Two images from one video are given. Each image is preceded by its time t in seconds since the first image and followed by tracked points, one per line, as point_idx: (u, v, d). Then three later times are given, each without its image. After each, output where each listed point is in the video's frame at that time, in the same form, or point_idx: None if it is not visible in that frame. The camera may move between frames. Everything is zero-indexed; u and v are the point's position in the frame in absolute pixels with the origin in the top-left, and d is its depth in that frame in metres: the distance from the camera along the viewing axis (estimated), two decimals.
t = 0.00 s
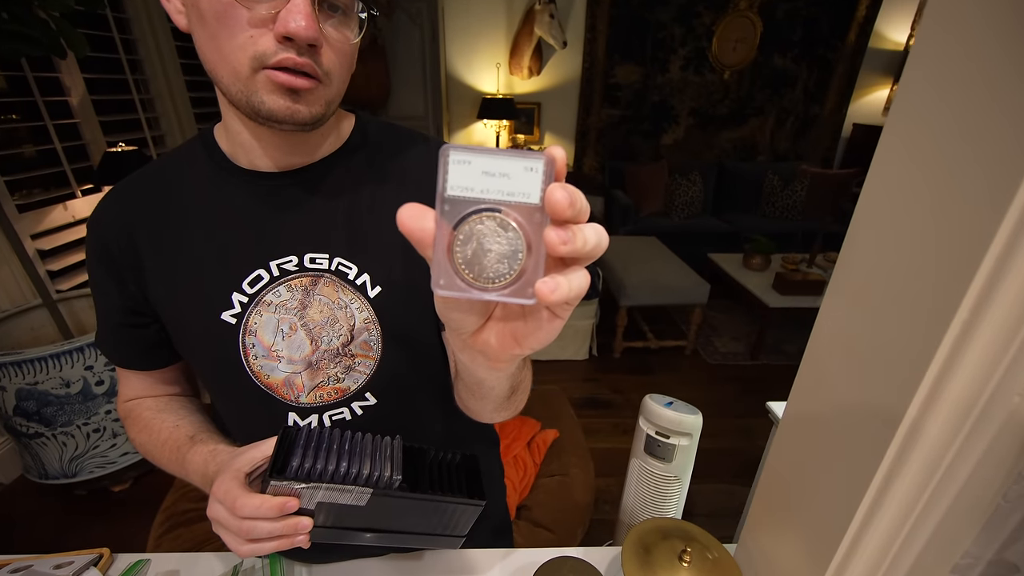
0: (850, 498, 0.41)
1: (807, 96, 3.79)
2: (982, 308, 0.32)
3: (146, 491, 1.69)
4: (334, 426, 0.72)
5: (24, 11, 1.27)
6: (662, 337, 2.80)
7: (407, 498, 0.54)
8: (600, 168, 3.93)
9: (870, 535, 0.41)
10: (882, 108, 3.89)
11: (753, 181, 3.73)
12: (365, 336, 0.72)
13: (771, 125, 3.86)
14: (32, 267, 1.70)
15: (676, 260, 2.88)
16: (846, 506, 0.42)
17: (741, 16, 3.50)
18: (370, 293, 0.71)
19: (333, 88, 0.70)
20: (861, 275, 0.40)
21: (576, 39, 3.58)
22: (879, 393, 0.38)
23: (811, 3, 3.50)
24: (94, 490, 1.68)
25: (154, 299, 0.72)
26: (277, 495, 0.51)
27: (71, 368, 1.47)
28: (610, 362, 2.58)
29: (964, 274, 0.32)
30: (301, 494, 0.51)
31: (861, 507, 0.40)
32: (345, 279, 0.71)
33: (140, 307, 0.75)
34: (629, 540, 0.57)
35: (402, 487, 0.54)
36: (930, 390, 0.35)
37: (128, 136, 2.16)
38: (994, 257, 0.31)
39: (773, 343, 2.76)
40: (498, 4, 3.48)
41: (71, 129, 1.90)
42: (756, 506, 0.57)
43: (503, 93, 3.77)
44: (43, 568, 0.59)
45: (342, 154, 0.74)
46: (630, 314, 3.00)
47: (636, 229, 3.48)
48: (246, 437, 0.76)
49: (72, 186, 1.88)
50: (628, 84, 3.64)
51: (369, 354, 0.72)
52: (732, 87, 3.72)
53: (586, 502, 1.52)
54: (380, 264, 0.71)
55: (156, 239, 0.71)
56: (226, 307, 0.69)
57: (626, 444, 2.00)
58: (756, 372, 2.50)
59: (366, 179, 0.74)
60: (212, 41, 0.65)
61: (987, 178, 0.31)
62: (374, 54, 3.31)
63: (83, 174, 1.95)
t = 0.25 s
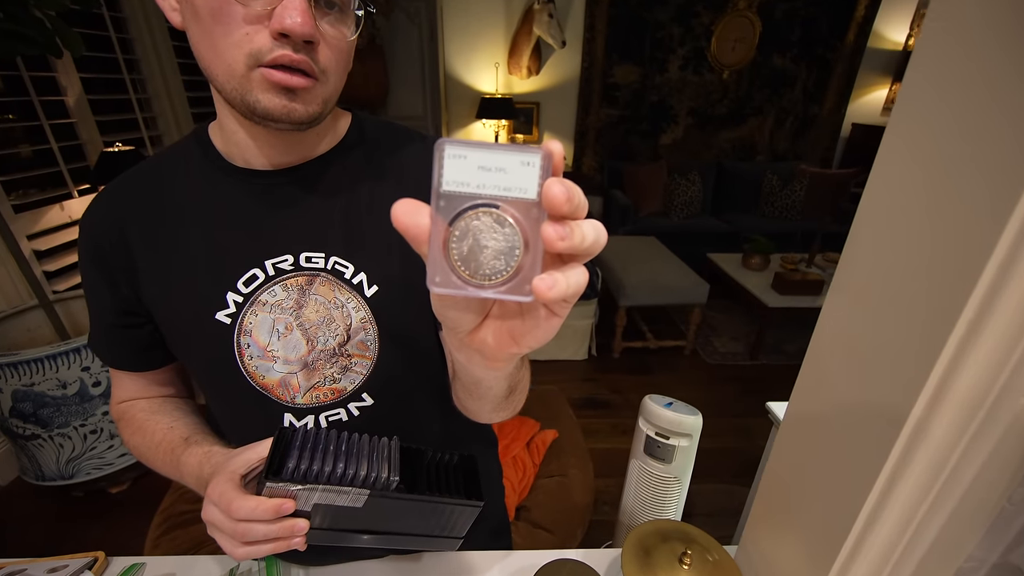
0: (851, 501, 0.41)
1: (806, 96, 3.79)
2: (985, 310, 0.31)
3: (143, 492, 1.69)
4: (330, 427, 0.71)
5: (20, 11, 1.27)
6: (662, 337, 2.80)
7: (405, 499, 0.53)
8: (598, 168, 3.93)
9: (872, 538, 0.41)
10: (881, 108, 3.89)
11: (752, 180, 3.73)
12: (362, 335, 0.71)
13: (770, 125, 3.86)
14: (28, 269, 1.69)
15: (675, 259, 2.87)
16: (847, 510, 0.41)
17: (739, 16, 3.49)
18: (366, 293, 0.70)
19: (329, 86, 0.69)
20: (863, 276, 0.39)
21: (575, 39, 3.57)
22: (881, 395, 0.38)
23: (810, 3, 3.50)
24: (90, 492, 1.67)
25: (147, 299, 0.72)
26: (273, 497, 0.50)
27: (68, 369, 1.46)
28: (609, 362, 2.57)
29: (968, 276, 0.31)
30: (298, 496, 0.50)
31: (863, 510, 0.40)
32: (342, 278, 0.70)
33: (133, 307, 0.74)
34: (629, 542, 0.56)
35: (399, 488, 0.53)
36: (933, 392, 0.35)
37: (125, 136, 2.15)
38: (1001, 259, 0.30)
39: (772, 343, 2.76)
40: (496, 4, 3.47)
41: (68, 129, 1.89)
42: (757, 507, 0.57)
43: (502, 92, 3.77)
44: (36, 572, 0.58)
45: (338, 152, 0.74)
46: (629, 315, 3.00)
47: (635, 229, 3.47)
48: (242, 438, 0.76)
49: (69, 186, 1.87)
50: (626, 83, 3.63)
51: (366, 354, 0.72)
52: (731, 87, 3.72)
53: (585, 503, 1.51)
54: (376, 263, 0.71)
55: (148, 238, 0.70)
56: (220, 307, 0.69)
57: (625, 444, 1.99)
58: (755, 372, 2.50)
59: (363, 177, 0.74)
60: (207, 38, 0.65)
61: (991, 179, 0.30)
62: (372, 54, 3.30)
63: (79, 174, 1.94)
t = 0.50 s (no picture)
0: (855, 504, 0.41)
1: (808, 95, 3.78)
2: (991, 315, 0.31)
3: (146, 492, 1.69)
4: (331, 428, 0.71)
5: (21, 12, 1.27)
6: (663, 337, 2.79)
7: (407, 497, 0.53)
8: (599, 167, 3.92)
9: (877, 540, 0.40)
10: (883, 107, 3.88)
11: (754, 180, 3.72)
12: (362, 335, 0.71)
13: (772, 124, 3.85)
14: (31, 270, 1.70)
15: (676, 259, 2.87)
16: (851, 512, 0.41)
17: (740, 15, 3.49)
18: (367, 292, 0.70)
19: (330, 86, 0.69)
20: (866, 279, 0.39)
21: (575, 38, 3.57)
22: (886, 398, 0.38)
23: (811, 2, 3.49)
24: (93, 492, 1.67)
25: (147, 300, 0.72)
26: (277, 496, 0.50)
27: (70, 369, 1.46)
28: (610, 362, 2.57)
29: (973, 280, 0.31)
30: (301, 495, 0.50)
31: (867, 514, 0.40)
32: (342, 278, 0.70)
33: (132, 307, 0.74)
34: (631, 545, 0.56)
35: (402, 486, 0.53)
36: (938, 396, 0.34)
37: (126, 137, 2.15)
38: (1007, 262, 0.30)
39: (774, 343, 2.75)
40: (497, 3, 3.47)
41: (70, 129, 1.90)
42: (761, 508, 0.56)
43: (503, 92, 3.77)
44: (39, 572, 0.58)
45: (339, 151, 0.74)
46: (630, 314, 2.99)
47: (636, 229, 3.47)
48: (243, 439, 0.76)
49: (71, 187, 1.87)
50: (627, 83, 3.63)
51: (367, 354, 0.71)
52: (732, 86, 3.72)
53: (587, 503, 1.51)
54: (377, 263, 0.71)
55: (149, 239, 0.70)
56: (221, 307, 0.69)
57: (627, 444, 1.99)
58: (756, 372, 2.50)
59: (364, 177, 0.73)
60: (208, 38, 0.65)
61: (996, 183, 0.30)
62: (373, 54, 3.31)
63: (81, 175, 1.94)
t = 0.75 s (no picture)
0: (860, 506, 0.40)
1: (811, 94, 3.76)
2: (998, 315, 0.31)
3: (149, 491, 1.69)
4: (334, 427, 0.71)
5: (26, 12, 1.27)
6: (666, 337, 2.79)
7: (410, 498, 0.53)
8: (602, 167, 3.92)
9: (882, 542, 0.40)
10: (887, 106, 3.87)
11: (757, 180, 3.72)
12: (365, 335, 0.71)
13: (775, 124, 3.83)
14: (35, 270, 1.71)
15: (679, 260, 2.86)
16: (855, 514, 0.41)
17: (743, 14, 3.48)
18: (371, 292, 0.70)
19: (333, 85, 0.69)
20: (871, 279, 0.39)
21: (578, 38, 3.56)
22: (891, 399, 0.37)
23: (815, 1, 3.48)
24: (96, 491, 1.67)
25: (151, 300, 0.72)
26: (279, 496, 0.50)
27: (73, 369, 1.47)
28: (612, 362, 2.57)
29: (980, 280, 0.31)
30: (304, 495, 0.50)
31: (871, 515, 0.39)
32: (346, 278, 0.70)
33: (136, 307, 0.74)
34: (635, 545, 0.56)
35: (405, 487, 0.53)
36: (944, 397, 0.34)
37: (130, 137, 2.16)
38: (1015, 262, 0.29)
39: (777, 343, 2.74)
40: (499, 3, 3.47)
41: (73, 130, 1.90)
42: (764, 509, 0.56)
43: (505, 92, 3.76)
44: (42, 571, 0.58)
45: (342, 151, 0.74)
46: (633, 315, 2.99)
47: (639, 229, 3.47)
48: (246, 438, 0.76)
49: (75, 187, 1.88)
50: (630, 83, 3.62)
51: (370, 354, 0.72)
52: (735, 86, 3.71)
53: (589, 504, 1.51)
54: (380, 263, 0.71)
55: (152, 239, 0.70)
56: (224, 307, 0.69)
57: (629, 444, 1.99)
58: (759, 373, 2.49)
59: (367, 177, 0.73)
60: (210, 37, 0.65)
61: (1004, 181, 0.30)
62: (376, 54, 3.31)
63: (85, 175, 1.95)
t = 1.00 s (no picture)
0: (861, 506, 0.40)
1: (813, 94, 3.76)
2: (999, 315, 0.31)
3: (150, 491, 1.69)
4: (335, 427, 0.71)
5: (28, 12, 1.27)
6: (666, 337, 2.79)
7: (410, 499, 0.53)
8: (603, 167, 3.91)
9: (884, 543, 0.40)
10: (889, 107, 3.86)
11: (758, 180, 3.71)
12: (367, 335, 0.71)
13: (776, 124, 3.83)
14: (37, 270, 1.71)
15: (680, 260, 2.86)
16: (857, 514, 0.41)
17: (745, 15, 3.48)
18: (372, 293, 0.70)
19: (334, 84, 0.69)
20: (873, 278, 0.39)
21: (580, 38, 3.56)
22: (893, 398, 0.37)
23: (816, 1, 3.48)
24: (98, 490, 1.68)
25: (153, 299, 0.72)
26: (278, 496, 0.50)
27: (76, 368, 1.47)
28: (613, 362, 2.56)
29: (982, 280, 0.31)
30: (303, 495, 0.50)
31: (873, 516, 0.39)
32: (347, 278, 0.70)
33: (139, 307, 0.74)
34: (636, 545, 0.56)
35: (405, 488, 0.53)
36: (945, 396, 0.34)
37: (132, 137, 2.17)
38: (1018, 261, 0.29)
39: (778, 343, 2.74)
40: (501, 3, 3.47)
41: (76, 130, 1.91)
42: (765, 508, 0.56)
43: (506, 92, 3.76)
44: (44, 571, 0.58)
45: (343, 151, 0.74)
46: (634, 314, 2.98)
47: (640, 229, 3.47)
48: (248, 438, 0.76)
49: (77, 187, 1.89)
50: (631, 83, 3.62)
51: (371, 354, 0.72)
52: (737, 86, 3.71)
53: (590, 504, 1.51)
54: (381, 263, 0.71)
55: (155, 239, 0.70)
56: (227, 307, 0.69)
57: (630, 445, 1.99)
58: (761, 373, 2.49)
59: (369, 177, 0.74)
60: (211, 35, 0.65)
61: (1007, 181, 0.29)
62: (377, 54, 3.32)
63: (87, 175, 1.95)
